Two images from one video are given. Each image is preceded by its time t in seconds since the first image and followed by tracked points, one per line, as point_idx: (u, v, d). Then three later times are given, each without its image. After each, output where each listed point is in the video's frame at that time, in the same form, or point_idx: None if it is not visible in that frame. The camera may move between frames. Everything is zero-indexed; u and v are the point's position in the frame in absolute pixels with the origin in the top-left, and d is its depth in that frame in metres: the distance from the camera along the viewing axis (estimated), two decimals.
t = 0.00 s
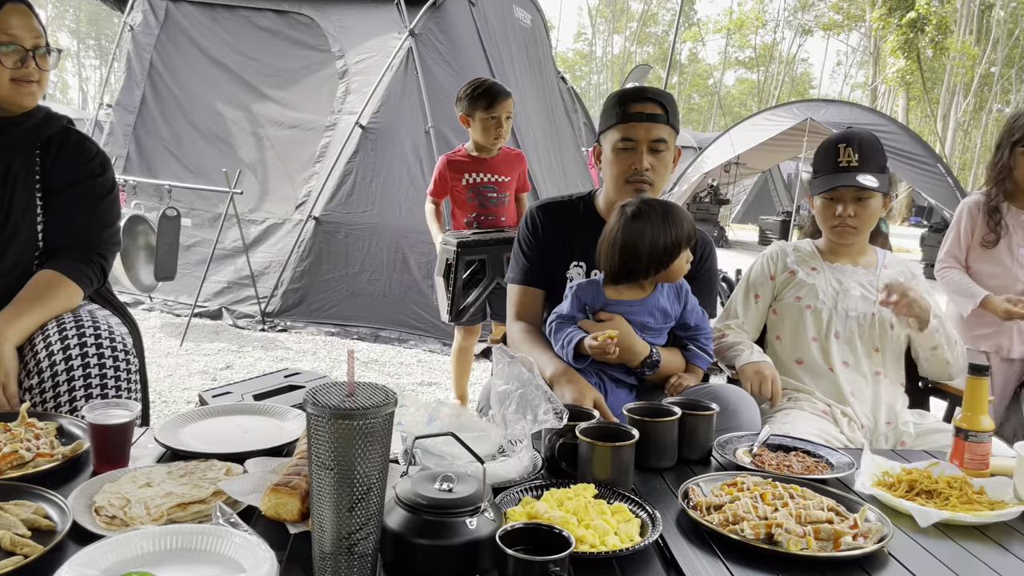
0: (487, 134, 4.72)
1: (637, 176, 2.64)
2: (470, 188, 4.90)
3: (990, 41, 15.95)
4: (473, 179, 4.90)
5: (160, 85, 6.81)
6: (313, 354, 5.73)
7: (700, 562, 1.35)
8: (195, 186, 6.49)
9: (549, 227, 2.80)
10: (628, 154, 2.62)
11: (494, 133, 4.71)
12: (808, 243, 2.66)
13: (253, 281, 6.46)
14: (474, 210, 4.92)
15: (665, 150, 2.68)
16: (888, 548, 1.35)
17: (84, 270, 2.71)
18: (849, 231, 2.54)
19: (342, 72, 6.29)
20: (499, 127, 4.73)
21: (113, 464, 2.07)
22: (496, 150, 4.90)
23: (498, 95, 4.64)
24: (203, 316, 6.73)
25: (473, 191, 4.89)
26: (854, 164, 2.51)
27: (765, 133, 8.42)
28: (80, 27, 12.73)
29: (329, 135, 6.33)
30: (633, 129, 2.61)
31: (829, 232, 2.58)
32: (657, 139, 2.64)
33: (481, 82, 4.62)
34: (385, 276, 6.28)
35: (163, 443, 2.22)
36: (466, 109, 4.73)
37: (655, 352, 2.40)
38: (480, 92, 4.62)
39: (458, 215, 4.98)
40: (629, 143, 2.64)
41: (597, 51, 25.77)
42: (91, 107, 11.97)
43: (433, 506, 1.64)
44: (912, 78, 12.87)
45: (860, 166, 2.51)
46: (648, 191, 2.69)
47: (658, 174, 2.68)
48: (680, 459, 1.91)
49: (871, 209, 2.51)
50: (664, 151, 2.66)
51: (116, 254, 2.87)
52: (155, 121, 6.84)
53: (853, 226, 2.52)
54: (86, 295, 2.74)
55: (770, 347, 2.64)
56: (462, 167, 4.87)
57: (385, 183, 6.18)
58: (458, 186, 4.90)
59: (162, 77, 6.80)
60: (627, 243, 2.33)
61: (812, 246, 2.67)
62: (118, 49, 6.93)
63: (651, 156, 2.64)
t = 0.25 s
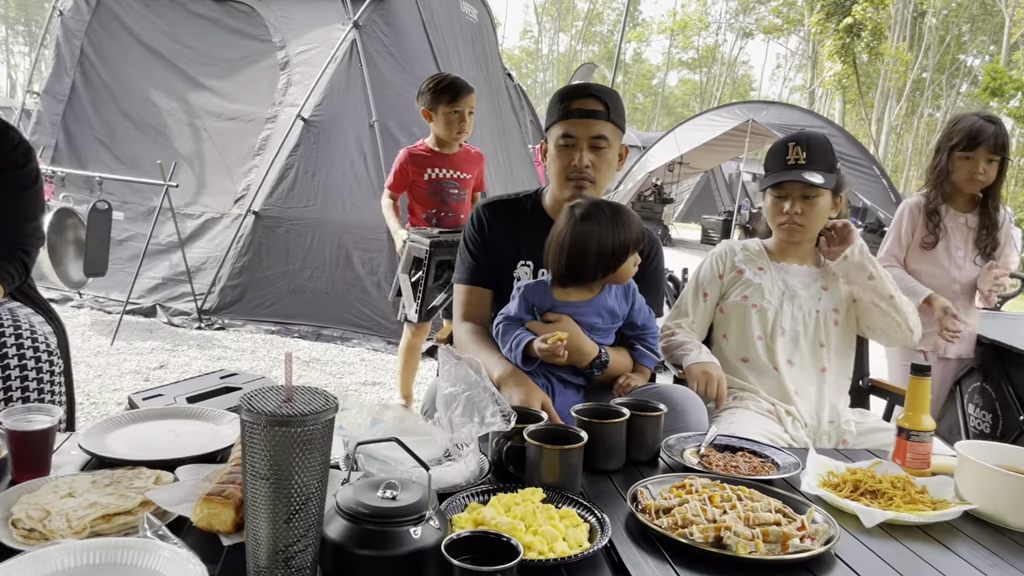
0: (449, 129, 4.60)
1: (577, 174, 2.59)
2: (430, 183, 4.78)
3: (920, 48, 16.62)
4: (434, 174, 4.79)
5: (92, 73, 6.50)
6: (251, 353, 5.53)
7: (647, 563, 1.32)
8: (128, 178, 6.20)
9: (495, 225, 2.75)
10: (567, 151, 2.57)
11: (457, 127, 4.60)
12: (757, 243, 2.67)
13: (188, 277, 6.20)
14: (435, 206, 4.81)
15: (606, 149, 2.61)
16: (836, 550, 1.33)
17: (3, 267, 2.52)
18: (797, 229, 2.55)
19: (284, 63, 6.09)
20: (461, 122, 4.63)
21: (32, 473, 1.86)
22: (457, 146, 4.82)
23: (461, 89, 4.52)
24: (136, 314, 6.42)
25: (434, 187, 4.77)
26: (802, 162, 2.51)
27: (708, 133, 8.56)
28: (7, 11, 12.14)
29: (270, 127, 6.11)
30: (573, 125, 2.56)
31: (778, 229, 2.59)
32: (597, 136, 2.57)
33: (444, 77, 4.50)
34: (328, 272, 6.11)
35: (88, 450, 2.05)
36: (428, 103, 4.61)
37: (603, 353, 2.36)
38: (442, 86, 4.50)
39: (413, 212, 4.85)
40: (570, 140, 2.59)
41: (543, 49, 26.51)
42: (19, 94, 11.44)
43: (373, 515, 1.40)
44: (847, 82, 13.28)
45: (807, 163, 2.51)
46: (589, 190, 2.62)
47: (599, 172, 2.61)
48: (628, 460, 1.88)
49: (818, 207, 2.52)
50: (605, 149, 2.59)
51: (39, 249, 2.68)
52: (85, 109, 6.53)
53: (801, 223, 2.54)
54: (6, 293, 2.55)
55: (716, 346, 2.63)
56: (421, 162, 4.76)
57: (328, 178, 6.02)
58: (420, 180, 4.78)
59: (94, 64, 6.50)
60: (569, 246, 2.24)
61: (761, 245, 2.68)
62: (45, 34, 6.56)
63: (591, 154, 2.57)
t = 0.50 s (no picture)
0: (426, 127, 4.30)
1: (512, 169, 2.41)
2: (408, 180, 4.39)
3: (855, 53, 17.18)
4: (413, 170, 4.40)
5: (14, 55, 6.06)
6: (184, 352, 5.27)
7: (587, 565, 1.25)
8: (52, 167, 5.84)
9: (440, 221, 2.67)
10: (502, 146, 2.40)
11: (433, 125, 4.29)
12: (703, 241, 2.66)
13: (117, 272, 5.89)
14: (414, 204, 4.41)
15: (546, 145, 2.41)
16: (783, 553, 1.25)
17: None
18: (749, 225, 2.54)
19: (221, 50, 5.84)
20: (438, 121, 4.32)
21: None
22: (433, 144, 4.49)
23: (438, 86, 4.23)
24: (61, 310, 6.06)
25: (412, 184, 4.38)
26: (754, 159, 2.51)
27: (652, 131, 8.63)
28: None
29: (206, 116, 5.85)
30: (511, 118, 2.39)
31: (728, 226, 2.58)
32: (534, 131, 2.38)
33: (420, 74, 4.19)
34: (266, 267, 5.88)
35: None
36: (405, 100, 4.30)
37: (552, 354, 2.29)
38: (419, 84, 4.19)
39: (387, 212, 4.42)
40: (507, 133, 2.41)
41: (489, 45, 26.19)
42: None
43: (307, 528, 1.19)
44: (786, 84, 13.64)
45: (760, 161, 2.51)
46: (526, 187, 2.44)
47: (536, 170, 2.42)
48: (574, 464, 1.78)
49: (769, 205, 2.52)
50: (542, 145, 2.40)
51: None
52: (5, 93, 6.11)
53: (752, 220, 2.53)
54: None
55: (663, 345, 2.62)
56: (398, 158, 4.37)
57: (266, 170, 5.81)
58: (396, 176, 4.37)
59: (16, 45, 6.05)
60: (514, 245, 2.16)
61: (708, 243, 2.67)
62: None
63: (526, 149, 2.39)
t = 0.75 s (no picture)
0: (394, 120, 4.20)
1: (449, 162, 2.29)
2: (386, 173, 4.23)
3: (797, 55, 17.62)
4: (389, 164, 4.25)
5: None
6: (118, 349, 4.99)
7: (535, 565, 1.22)
8: None
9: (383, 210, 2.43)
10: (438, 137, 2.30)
11: (401, 118, 4.20)
12: (652, 238, 2.66)
13: (47, 266, 5.43)
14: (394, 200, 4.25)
15: (485, 138, 2.29)
16: (732, 552, 1.23)
17: None
18: (703, 223, 2.53)
19: (158, 38, 5.51)
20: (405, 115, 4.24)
21: None
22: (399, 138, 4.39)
23: (404, 80, 4.15)
24: None
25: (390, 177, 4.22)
26: (708, 157, 2.54)
27: (600, 128, 8.66)
28: None
29: (143, 106, 5.49)
30: (450, 110, 2.29)
31: (681, 223, 2.57)
32: (472, 123, 2.27)
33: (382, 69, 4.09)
34: (206, 262, 5.62)
35: None
36: (370, 95, 4.18)
37: (501, 354, 2.19)
38: (384, 78, 4.10)
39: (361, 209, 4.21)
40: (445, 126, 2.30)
41: (437, 39, 26.31)
42: None
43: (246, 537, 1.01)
44: (730, 85, 13.90)
45: (712, 159, 2.55)
46: (463, 182, 2.31)
47: (475, 164, 2.30)
48: (523, 463, 1.73)
49: (722, 202, 2.54)
50: (481, 138, 2.28)
51: None
52: None
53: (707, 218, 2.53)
54: None
55: (612, 342, 2.60)
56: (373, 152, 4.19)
57: (206, 163, 5.53)
58: (375, 170, 4.20)
59: None
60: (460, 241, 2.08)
61: (656, 240, 2.67)
62: None
63: (464, 141, 2.27)
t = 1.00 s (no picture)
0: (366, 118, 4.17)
1: (391, 157, 2.11)
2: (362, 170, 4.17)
3: (746, 57, 18.02)
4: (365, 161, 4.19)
5: None
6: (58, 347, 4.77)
7: (495, 564, 1.20)
8: None
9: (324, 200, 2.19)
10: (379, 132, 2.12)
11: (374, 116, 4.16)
12: (608, 234, 2.68)
13: None
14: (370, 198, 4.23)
15: (428, 133, 2.13)
16: (690, 547, 1.23)
17: None
18: (662, 214, 2.56)
19: (103, 27, 5.07)
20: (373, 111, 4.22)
21: None
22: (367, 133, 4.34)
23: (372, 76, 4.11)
24: None
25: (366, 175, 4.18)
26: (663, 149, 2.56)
27: (555, 126, 8.69)
28: None
29: (86, 96, 5.11)
30: (393, 103, 2.12)
31: (641, 216, 2.58)
32: (415, 116, 2.11)
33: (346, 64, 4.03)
34: (154, 257, 5.35)
35: None
36: (338, 92, 4.12)
37: (457, 350, 2.14)
38: (352, 75, 4.06)
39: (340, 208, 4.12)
40: (387, 120, 2.13)
41: (391, 35, 26.08)
42: None
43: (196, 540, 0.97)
44: (682, 85, 14.10)
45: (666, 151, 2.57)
46: (406, 180, 2.13)
47: (419, 160, 2.12)
48: (481, 460, 1.71)
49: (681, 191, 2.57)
50: (425, 133, 2.12)
51: None
52: None
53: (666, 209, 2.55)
54: None
55: (569, 339, 2.62)
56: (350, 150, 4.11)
57: (154, 155, 5.26)
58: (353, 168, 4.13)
59: None
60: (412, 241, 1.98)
61: (613, 237, 2.69)
62: None
63: (406, 135, 2.10)
